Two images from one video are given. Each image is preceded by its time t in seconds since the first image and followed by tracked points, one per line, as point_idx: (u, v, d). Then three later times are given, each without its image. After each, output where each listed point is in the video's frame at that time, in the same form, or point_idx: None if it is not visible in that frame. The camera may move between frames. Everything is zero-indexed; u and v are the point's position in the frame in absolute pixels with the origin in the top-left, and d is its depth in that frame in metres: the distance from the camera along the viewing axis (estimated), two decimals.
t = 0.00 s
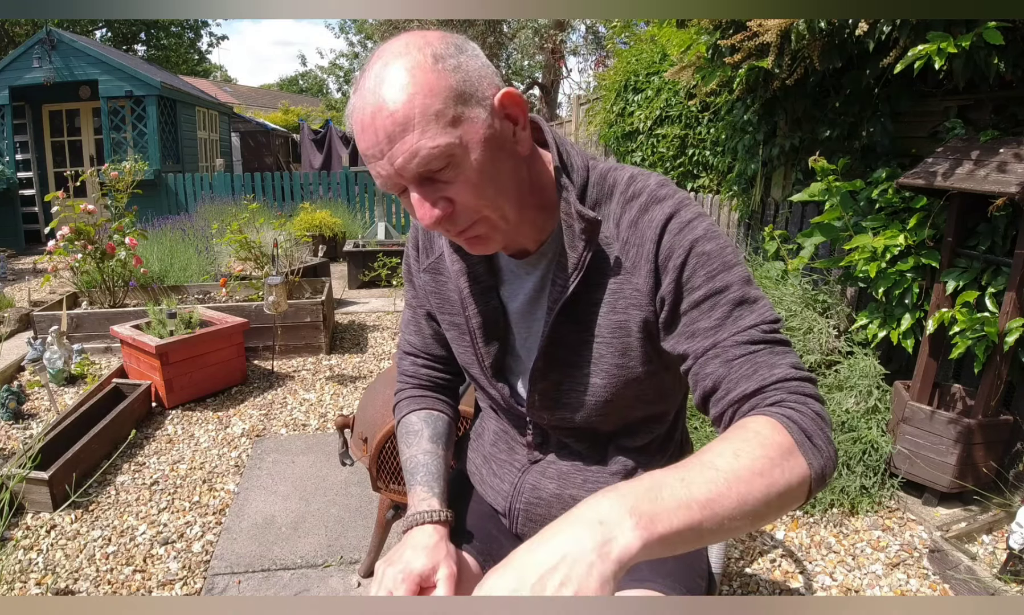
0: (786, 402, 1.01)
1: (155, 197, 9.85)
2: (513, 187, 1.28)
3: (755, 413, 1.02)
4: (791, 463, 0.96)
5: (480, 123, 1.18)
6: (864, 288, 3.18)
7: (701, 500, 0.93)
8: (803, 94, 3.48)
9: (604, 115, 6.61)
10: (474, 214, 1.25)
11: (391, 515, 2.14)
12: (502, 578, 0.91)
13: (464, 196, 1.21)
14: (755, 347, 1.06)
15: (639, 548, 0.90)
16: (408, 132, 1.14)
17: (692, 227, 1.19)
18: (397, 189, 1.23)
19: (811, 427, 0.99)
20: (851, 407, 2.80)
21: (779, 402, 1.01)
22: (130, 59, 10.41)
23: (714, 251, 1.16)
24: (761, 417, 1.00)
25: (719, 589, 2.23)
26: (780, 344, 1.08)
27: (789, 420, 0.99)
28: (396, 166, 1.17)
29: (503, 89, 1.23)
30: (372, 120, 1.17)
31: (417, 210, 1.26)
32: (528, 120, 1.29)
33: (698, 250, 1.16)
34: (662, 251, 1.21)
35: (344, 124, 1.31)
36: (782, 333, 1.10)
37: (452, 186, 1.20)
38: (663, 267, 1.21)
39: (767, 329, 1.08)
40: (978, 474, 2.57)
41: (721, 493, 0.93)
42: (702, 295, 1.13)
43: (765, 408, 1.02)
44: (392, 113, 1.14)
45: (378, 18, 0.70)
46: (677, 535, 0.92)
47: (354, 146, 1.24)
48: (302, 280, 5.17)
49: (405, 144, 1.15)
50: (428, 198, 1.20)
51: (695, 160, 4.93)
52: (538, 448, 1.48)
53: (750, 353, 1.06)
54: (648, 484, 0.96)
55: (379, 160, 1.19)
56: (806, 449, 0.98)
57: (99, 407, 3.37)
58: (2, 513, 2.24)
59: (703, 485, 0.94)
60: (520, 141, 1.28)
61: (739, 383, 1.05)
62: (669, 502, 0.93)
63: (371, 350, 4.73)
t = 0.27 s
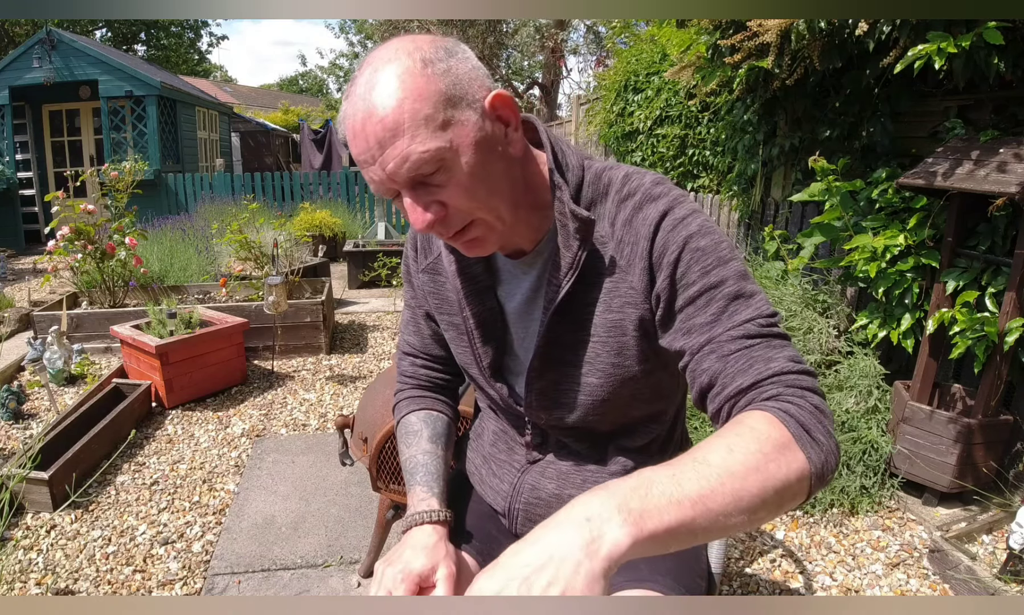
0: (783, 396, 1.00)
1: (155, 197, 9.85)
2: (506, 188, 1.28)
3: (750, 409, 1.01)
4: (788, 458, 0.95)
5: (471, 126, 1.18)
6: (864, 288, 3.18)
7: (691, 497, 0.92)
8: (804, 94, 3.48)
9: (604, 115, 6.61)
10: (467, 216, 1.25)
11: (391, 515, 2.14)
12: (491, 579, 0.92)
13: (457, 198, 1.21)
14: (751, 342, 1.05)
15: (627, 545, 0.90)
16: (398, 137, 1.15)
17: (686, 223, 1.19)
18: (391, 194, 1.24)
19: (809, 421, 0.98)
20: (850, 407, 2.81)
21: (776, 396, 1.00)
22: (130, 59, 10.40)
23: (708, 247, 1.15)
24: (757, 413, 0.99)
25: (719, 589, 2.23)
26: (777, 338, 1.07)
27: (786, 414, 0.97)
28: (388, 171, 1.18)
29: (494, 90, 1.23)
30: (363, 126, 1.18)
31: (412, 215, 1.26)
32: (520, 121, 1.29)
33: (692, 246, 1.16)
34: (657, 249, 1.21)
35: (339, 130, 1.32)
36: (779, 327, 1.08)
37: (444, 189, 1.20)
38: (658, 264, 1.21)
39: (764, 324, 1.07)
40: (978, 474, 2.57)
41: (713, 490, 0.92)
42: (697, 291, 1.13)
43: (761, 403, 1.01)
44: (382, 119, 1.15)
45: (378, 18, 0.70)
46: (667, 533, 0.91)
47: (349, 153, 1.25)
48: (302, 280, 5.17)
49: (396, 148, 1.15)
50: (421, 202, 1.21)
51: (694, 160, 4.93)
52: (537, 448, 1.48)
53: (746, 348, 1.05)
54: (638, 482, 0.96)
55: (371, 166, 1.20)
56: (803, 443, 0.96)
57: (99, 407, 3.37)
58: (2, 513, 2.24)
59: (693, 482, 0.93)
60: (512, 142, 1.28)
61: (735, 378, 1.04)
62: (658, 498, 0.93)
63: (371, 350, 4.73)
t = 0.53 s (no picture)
0: (785, 385, 1.00)
1: (155, 197, 9.86)
2: (503, 189, 1.28)
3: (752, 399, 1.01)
4: (792, 445, 0.94)
5: (465, 127, 1.19)
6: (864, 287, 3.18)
7: (693, 483, 0.92)
8: (804, 94, 3.48)
9: (604, 115, 6.60)
10: (464, 218, 1.25)
11: (391, 515, 2.14)
12: (491, 570, 0.91)
13: (452, 200, 1.22)
14: (751, 332, 1.06)
15: (628, 531, 0.89)
16: (392, 140, 1.15)
17: (684, 217, 1.20)
18: (387, 198, 1.24)
19: (813, 409, 0.97)
20: (850, 407, 2.81)
21: (778, 385, 1.00)
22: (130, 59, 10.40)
23: (706, 240, 1.16)
24: (759, 402, 0.99)
25: (719, 589, 2.23)
26: (778, 328, 1.07)
27: (787, 403, 0.97)
28: (383, 175, 1.18)
29: (488, 92, 1.23)
30: (358, 130, 1.18)
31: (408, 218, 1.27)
32: (515, 121, 1.29)
33: (690, 239, 1.17)
34: (655, 242, 1.22)
35: (335, 136, 1.32)
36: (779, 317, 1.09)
37: (439, 191, 1.20)
38: (657, 258, 1.21)
39: (764, 314, 1.07)
40: (978, 474, 2.57)
41: (715, 476, 0.92)
42: (696, 284, 1.14)
43: (762, 393, 1.01)
44: (376, 123, 1.15)
45: (377, 18, 0.70)
46: (668, 519, 0.91)
47: (345, 158, 1.26)
48: (302, 280, 5.17)
49: (390, 152, 1.16)
50: (416, 205, 1.21)
51: (694, 160, 4.92)
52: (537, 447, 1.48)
53: (746, 338, 1.05)
54: (639, 469, 0.96)
55: (367, 170, 1.21)
56: (807, 431, 0.95)
57: (98, 407, 3.37)
58: (2, 513, 2.24)
59: (695, 469, 0.93)
60: (508, 142, 1.29)
61: (736, 368, 1.04)
62: (659, 484, 0.93)
63: (371, 350, 4.73)
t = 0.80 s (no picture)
0: (789, 379, 1.00)
1: (155, 197, 9.86)
2: (504, 191, 1.28)
3: (755, 394, 1.01)
4: (796, 444, 0.95)
5: (465, 130, 1.19)
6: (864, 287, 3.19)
7: (696, 490, 0.92)
8: (804, 94, 3.48)
9: (604, 115, 6.60)
10: (466, 220, 1.25)
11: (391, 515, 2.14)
12: (493, 581, 0.90)
13: (454, 203, 1.22)
14: (754, 325, 1.06)
15: (632, 545, 0.89)
16: (393, 144, 1.16)
17: (685, 211, 1.21)
18: (389, 202, 1.25)
19: (818, 402, 0.98)
20: (850, 407, 2.81)
21: (782, 379, 1.00)
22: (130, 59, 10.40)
23: (708, 233, 1.17)
24: (763, 397, 0.99)
25: (720, 589, 2.23)
26: (781, 320, 1.07)
27: (791, 397, 0.98)
28: (384, 179, 1.19)
29: (488, 94, 1.23)
30: (359, 135, 1.19)
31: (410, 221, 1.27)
32: (515, 123, 1.29)
33: (692, 233, 1.17)
34: (657, 238, 1.22)
35: (335, 142, 1.33)
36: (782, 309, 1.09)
37: (441, 193, 1.20)
38: (660, 253, 1.22)
39: (767, 306, 1.08)
40: (978, 474, 2.57)
41: (718, 481, 0.92)
42: (699, 276, 1.14)
43: (765, 387, 1.01)
44: (377, 127, 1.16)
45: (378, 18, 0.70)
46: (671, 528, 0.90)
47: (346, 163, 1.26)
48: (302, 280, 5.17)
49: (391, 155, 1.16)
50: (418, 208, 1.21)
51: (694, 160, 4.92)
52: (538, 447, 1.48)
53: (749, 331, 1.05)
54: (642, 477, 0.95)
55: (369, 174, 1.21)
56: (812, 427, 0.96)
57: (99, 407, 3.37)
58: (2, 513, 2.24)
59: (697, 476, 0.93)
60: (508, 144, 1.29)
61: (739, 361, 1.04)
62: (663, 496, 0.92)
63: (371, 350, 4.73)
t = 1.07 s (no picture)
0: (783, 371, 1.00)
1: (155, 197, 9.86)
2: (500, 191, 1.28)
3: (750, 387, 1.01)
4: (788, 437, 0.94)
5: (460, 131, 1.19)
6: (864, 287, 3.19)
7: (687, 483, 0.92)
8: (804, 94, 3.48)
9: (604, 115, 6.60)
10: (462, 221, 1.25)
11: (391, 515, 2.14)
12: (484, 580, 0.89)
13: (450, 203, 1.22)
14: (749, 317, 1.06)
15: (620, 538, 0.89)
16: (388, 145, 1.16)
17: (681, 204, 1.21)
18: (386, 204, 1.25)
19: (812, 395, 0.97)
20: (850, 407, 2.81)
21: (775, 372, 1.00)
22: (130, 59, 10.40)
23: (703, 225, 1.17)
24: (758, 391, 0.99)
25: (720, 589, 2.23)
26: (777, 312, 1.07)
27: (786, 390, 0.97)
28: (380, 180, 1.19)
29: (482, 95, 1.23)
30: (354, 137, 1.19)
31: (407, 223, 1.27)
32: (510, 123, 1.29)
33: (687, 225, 1.18)
34: (654, 231, 1.23)
35: (332, 145, 1.33)
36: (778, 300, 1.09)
37: (437, 194, 1.20)
38: (656, 246, 1.22)
39: (763, 297, 1.08)
40: (978, 474, 2.57)
41: (709, 474, 0.92)
42: (695, 269, 1.14)
43: (760, 380, 1.01)
44: (372, 129, 1.16)
45: (377, 18, 0.70)
46: (661, 522, 0.91)
47: (342, 165, 1.26)
48: (302, 280, 5.17)
49: (386, 157, 1.16)
50: (414, 209, 1.21)
51: (694, 160, 4.92)
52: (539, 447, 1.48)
53: (744, 323, 1.05)
54: (632, 473, 0.96)
55: (364, 176, 1.21)
56: (807, 419, 0.95)
57: (98, 407, 3.37)
58: (2, 513, 2.24)
59: (688, 470, 0.93)
60: (503, 144, 1.29)
61: (735, 353, 1.04)
62: (652, 490, 0.93)
63: (371, 350, 4.73)
